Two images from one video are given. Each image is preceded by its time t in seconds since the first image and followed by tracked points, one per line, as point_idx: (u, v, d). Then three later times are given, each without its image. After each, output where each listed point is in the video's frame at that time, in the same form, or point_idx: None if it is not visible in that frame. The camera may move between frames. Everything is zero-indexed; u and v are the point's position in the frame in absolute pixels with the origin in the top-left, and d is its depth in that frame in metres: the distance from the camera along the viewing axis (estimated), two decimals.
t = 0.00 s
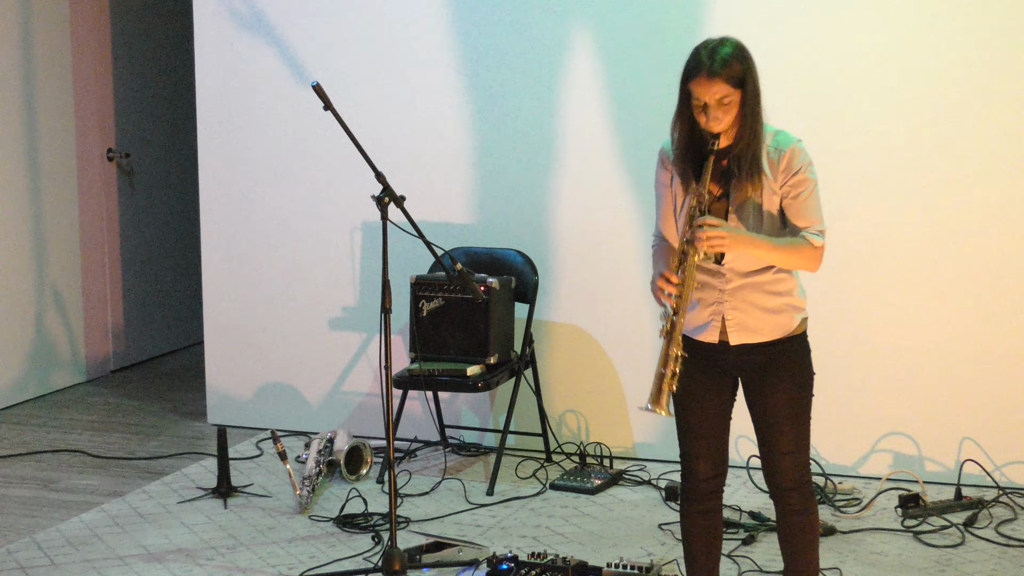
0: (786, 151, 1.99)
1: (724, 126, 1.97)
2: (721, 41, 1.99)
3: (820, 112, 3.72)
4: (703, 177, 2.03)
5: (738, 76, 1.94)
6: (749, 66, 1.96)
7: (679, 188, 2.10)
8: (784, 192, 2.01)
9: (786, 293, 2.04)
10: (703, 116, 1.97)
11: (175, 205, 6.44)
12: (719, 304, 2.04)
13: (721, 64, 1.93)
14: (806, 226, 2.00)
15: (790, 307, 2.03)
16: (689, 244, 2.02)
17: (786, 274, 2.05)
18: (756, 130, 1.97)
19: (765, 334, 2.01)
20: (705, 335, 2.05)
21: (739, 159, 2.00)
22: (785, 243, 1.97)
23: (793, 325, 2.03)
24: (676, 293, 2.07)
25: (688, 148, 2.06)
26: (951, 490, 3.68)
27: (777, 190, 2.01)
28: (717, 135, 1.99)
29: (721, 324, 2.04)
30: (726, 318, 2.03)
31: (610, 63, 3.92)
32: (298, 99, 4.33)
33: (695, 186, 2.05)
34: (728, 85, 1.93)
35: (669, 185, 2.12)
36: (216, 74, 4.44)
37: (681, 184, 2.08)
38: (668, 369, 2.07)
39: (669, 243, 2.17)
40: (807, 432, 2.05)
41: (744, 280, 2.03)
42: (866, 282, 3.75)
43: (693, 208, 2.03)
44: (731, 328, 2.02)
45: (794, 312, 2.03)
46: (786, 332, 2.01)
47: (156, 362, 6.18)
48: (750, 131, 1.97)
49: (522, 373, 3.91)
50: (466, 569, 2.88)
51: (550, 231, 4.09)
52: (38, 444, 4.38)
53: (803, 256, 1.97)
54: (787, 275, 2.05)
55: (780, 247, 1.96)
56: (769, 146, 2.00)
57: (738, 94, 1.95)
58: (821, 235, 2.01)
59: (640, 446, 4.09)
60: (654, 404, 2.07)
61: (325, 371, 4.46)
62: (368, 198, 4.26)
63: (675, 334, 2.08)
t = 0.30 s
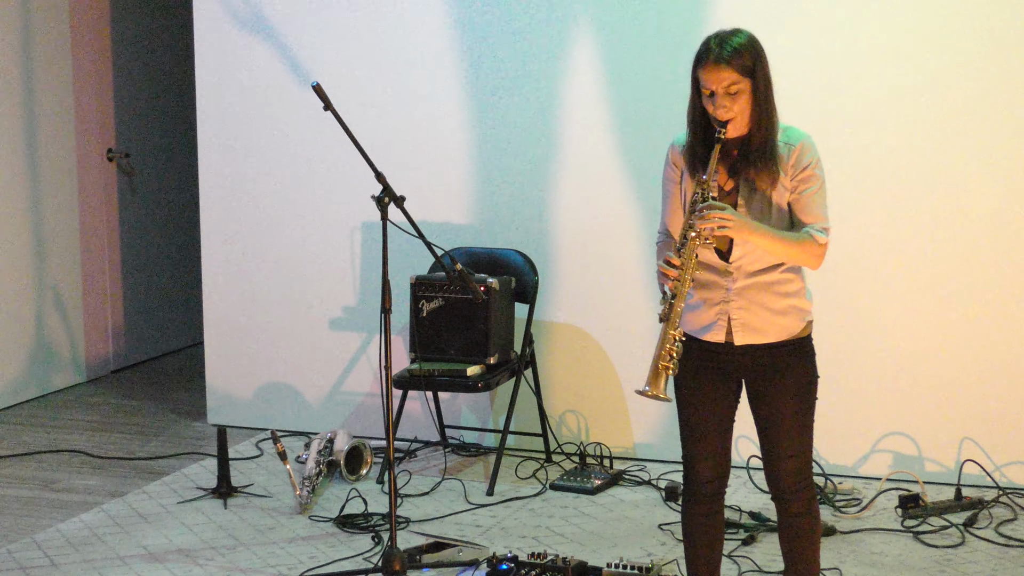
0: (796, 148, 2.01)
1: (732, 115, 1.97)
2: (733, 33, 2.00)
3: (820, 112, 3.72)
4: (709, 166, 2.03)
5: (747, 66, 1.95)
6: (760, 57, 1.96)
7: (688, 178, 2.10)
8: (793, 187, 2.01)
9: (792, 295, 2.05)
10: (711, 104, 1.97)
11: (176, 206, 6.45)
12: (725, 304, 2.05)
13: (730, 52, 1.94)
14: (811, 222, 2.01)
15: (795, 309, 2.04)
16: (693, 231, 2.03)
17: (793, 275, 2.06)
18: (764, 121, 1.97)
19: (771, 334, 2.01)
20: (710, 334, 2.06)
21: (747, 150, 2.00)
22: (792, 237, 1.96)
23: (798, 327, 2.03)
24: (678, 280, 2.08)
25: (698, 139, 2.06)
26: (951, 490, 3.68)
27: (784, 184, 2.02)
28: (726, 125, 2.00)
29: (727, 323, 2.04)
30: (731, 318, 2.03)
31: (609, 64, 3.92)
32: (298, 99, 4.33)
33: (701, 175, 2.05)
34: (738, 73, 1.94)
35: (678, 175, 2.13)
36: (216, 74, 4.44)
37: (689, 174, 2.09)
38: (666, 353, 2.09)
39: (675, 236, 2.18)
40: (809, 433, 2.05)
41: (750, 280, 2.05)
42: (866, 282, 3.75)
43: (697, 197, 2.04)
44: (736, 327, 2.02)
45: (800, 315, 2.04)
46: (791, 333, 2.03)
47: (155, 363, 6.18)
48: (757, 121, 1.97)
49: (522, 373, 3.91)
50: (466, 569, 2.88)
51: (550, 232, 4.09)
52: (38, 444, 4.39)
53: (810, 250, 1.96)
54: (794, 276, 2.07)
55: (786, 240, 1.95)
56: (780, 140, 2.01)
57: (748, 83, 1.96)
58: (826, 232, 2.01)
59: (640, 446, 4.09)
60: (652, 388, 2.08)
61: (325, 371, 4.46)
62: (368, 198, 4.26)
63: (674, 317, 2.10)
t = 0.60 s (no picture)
0: (798, 147, 2.00)
1: (732, 118, 1.97)
2: (732, 34, 1.99)
3: (820, 113, 3.72)
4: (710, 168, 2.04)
5: (745, 69, 1.94)
6: (760, 58, 1.96)
7: (690, 179, 2.11)
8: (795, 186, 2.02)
9: (794, 295, 2.05)
10: (710, 107, 1.97)
11: (176, 205, 6.45)
12: (728, 305, 2.05)
13: (729, 55, 1.93)
14: (815, 222, 2.02)
15: (798, 309, 2.04)
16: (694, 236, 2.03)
17: (796, 277, 2.07)
18: (763, 123, 1.97)
19: (776, 334, 2.01)
20: (714, 336, 2.06)
21: (748, 151, 2.00)
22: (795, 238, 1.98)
23: (802, 327, 2.03)
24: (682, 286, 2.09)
25: (698, 142, 2.06)
26: (951, 490, 3.68)
27: (786, 184, 2.02)
28: (725, 128, 2.00)
29: (730, 324, 2.04)
30: (734, 319, 2.03)
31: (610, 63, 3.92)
32: (298, 99, 4.33)
33: (703, 177, 2.06)
34: (736, 77, 1.93)
35: (679, 175, 2.13)
36: (216, 74, 4.44)
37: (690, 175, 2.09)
38: (673, 359, 2.09)
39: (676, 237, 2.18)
40: (810, 433, 2.05)
41: (752, 281, 2.05)
42: (866, 283, 3.75)
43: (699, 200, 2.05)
44: (739, 328, 2.02)
45: (803, 316, 2.05)
46: (795, 333, 2.02)
47: (156, 363, 6.18)
48: (757, 124, 1.97)
49: (522, 373, 3.91)
50: (466, 569, 2.88)
51: (550, 232, 4.09)
52: (38, 444, 4.38)
53: (811, 250, 1.98)
54: (798, 278, 2.08)
55: (788, 242, 1.97)
56: (781, 141, 2.01)
57: (747, 86, 1.95)
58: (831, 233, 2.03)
59: (640, 446, 4.09)
60: (659, 393, 2.08)
61: (325, 371, 4.46)
62: (368, 198, 4.26)
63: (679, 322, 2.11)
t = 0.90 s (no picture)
0: (800, 151, 2.00)
1: (737, 127, 1.96)
2: (733, 41, 1.97)
3: (820, 113, 3.72)
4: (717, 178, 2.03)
5: (750, 78, 1.93)
6: (762, 66, 1.95)
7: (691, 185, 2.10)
8: (798, 191, 2.01)
9: (794, 292, 2.05)
10: (715, 118, 1.96)
11: (176, 205, 6.45)
12: (729, 304, 2.04)
13: (733, 65, 1.92)
14: (814, 230, 2.03)
15: (798, 305, 2.04)
16: (706, 247, 2.01)
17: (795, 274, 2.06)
18: (768, 132, 1.97)
19: (776, 333, 2.01)
20: (714, 335, 2.06)
21: (753, 160, 2.00)
22: (798, 247, 1.99)
23: (801, 324, 2.04)
24: (695, 298, 2.04)
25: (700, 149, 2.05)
26: (951, 490, 3.68)
27: (790, 192, 2.02)
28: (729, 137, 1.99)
29: (729, 323, 2.04)
30: (735, 318, 2.03)
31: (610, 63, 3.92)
32: (297, 99, 4.34)
33: (709, 186, 2.05)
34: (742, 86, 1.92)
35: (680, 181, 2.12)
36: (216, 74, 4.44)
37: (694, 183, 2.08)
38: (691, 372, 2.02)
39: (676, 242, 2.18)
40: (810, 432, 2.05)
41: (753, 280, 2.04)
42: (866, 283, 3.75)
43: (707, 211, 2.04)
44: (739, 326, 2.02)
45: (802, 314, 2.05)
46: (794, 331, 2.03)
47: (156, 362, 6.18)
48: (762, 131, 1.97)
49: (522, 373, 3.91)
50: (466, 569, 2.88)
51: (551, 232, 4.09)
52: (38, 444, 4.38)
53: (815, 258, 2.00)
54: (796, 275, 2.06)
55: (793, 250, 1.98)
56: (783, 146, 2.01)
57: (751, 95, 1.94)
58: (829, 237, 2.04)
59: (640, 446, 4.09)
60: (676, 407, 2.00)
61: (325, 371, 4.46)
62: (368, 198, 4.26)
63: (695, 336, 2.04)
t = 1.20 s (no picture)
0: (798, 157, 2.01)
1: (737, 135, 1.96)
2: (731, 47, 1.96)
3: (820, 112, 3.72)
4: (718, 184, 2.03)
5: (750, 85, 1.92)
6: (761, 73, 1.94)
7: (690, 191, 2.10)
8: (795, 197, 2.03)
9: (794, 293, 2.05)
10: (716, 126, 1.95)
11: (176, 205, 6.45)
12: (729, 306, 2.05)
13: (733, 74, 1.91)
14: (809, 236, 2.04)
15: (799, 305, 2.05)
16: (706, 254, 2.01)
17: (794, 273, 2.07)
18: (768, 137, 1.97)
19: (777, 333, 2.02)
20: (716, 336, 2.05)
21: (754, 165, 2.00)
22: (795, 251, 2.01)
23: (802, 323, 2.04)
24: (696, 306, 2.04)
25: (699, 156, 2.05)
26: (951, 490, 3.68)
27: (789, 195, 2.02)
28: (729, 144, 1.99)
29: (731, 326, 2.04)
30: (736, 319, 2.03)
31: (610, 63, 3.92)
32: (297, 99, 4.34)
33: (710, 192, 2.05)
34: (742, 95, 1.92)
35: (680, 187, 2.12)
36: (216, 73, 4.44)
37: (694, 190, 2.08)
38: (689, 381, 2.03)
39: (675, 247, 2.18)
40: (810, 433, 2.05)
41: (753, 281, 2.05)
42: (866, 282, 3.75)
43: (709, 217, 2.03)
44: (741, 329, 2.02)
45: (803, 312, 2.05)
46: (794, 330, 2.03)
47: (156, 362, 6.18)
48: (762, 139, 1.96)
49: (522, 373, 3.91)
50: (466, 569, 2.88)
51: (551, 232, 4.09)
52: (38, 444, 4.38)
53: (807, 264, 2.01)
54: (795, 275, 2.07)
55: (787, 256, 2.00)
56: (781, 152, 2.01)
57: (751, 102, 1.94)
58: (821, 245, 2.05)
59: (640, 446, 4.09)
60: (675, 416, 2.01)
61: (325, 370, 4.46)
62: (368, 198, 4.26)
63: (694, 343, 2.05)
